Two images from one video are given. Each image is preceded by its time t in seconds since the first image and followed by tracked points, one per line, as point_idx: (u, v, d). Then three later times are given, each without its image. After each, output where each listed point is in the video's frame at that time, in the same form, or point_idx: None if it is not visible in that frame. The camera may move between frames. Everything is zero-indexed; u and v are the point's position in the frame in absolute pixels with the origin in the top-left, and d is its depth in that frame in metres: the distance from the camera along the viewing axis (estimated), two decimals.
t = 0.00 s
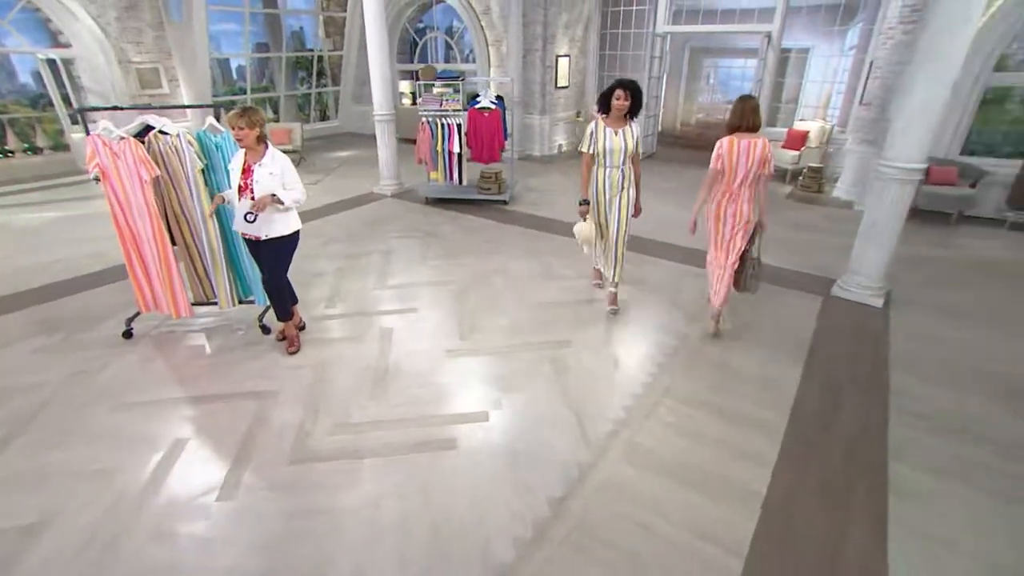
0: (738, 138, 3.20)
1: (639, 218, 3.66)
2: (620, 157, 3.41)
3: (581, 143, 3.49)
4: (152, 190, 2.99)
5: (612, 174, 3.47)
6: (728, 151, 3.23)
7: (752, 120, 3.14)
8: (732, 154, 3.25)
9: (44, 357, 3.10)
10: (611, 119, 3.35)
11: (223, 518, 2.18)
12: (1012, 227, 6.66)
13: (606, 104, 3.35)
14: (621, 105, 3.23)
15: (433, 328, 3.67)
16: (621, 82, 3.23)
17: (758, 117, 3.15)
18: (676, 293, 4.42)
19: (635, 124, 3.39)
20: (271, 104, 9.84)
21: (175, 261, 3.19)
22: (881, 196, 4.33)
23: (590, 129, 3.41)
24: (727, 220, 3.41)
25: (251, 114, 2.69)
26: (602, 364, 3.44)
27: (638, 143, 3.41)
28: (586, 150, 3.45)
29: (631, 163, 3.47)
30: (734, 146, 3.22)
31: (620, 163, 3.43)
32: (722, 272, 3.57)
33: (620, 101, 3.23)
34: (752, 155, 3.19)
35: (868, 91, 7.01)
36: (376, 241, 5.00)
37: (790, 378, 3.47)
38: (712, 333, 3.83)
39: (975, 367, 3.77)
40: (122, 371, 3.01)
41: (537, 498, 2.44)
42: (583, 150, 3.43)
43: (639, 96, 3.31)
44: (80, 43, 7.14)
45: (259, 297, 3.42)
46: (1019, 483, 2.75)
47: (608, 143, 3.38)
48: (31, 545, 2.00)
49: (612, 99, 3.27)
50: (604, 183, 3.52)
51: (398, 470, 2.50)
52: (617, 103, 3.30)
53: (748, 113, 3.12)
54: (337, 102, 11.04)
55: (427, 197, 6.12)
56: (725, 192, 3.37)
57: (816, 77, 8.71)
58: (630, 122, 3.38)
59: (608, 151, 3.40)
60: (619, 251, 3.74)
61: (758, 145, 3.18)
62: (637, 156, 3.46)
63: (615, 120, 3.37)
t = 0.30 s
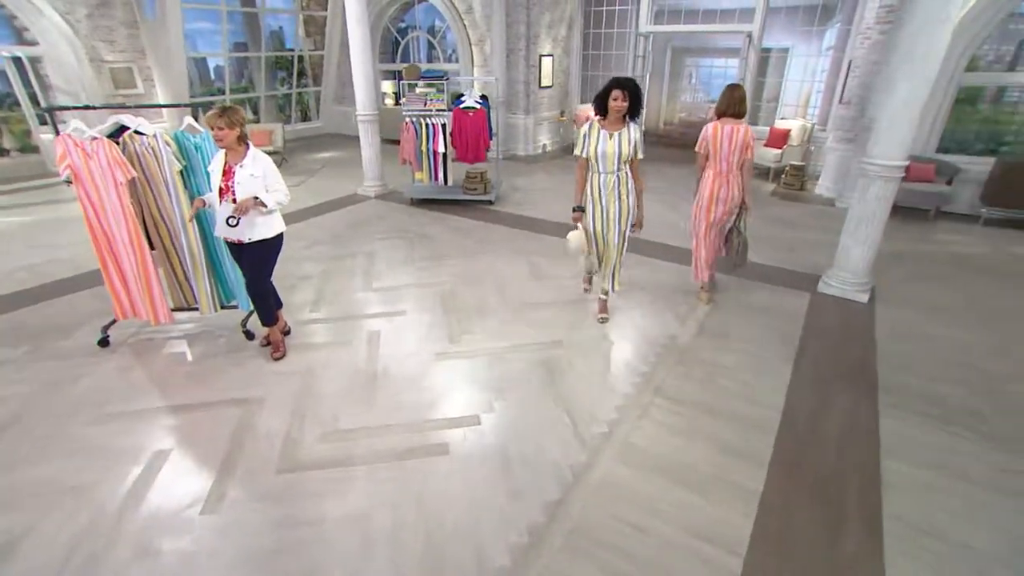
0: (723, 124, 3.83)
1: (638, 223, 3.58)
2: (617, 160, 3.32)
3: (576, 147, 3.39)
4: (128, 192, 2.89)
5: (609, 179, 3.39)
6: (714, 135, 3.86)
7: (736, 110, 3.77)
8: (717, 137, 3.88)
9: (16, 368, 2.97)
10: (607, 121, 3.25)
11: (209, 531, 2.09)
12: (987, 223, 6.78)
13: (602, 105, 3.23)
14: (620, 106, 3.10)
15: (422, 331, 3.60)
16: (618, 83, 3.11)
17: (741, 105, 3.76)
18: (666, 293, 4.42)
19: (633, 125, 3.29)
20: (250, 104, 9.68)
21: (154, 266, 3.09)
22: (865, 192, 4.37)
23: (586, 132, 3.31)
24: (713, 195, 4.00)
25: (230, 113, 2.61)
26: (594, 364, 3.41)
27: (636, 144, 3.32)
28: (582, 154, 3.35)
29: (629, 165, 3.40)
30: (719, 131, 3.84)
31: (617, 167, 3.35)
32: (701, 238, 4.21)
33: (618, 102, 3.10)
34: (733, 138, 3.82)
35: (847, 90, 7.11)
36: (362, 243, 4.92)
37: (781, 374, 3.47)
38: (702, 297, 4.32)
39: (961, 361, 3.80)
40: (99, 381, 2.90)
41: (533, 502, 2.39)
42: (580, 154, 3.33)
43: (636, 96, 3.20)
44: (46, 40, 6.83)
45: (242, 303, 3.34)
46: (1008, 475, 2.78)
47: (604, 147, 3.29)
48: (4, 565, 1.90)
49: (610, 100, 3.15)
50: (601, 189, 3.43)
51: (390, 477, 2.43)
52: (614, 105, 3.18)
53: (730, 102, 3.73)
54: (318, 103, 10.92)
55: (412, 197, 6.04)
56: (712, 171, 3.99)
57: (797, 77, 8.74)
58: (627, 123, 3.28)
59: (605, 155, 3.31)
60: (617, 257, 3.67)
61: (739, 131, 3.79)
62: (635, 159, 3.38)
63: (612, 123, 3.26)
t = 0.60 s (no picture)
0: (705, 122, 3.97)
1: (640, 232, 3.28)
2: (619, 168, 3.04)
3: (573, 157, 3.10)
4: (101, 195, 2.78)
5: (609, 189, 3.10)
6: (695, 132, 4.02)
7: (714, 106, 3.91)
8: (699, 135, 4.02)
9: None
10: (604, 127, 2.98)
11: (191, 546, 2.01)
12: (963, 219, 6.89)
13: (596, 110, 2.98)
14: (614, 111, 2.85)
15: (409, 334, 3.54)
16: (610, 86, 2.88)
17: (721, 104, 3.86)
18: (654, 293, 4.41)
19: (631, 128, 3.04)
20: (229, 105, 9.51)
21: (130, 272, 2.98)
22: (849, 189, 4.41)
23: (582, 141, 3.04)
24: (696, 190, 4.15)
25: (209, 112, 2.52)
26: (584, 364, 3.38)
27: (637, 150, 3.05)
28: (578, 165, 3.08)
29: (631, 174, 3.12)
30: (701, 128, 3.99)
31: (619, 175, 3.06)
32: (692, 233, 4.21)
33: (610, 107, 2.86)
34: (712, 135, 3.95)
35: (827, 89, 7.19)
36: (346, 244, 4.84)
37: (770, 372, 3.48)
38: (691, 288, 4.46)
39: (945, 355, 3.85)
40: (74, 391, 2.80)
41: (526, 506, 2.35)
42: (576, 163, 3.05)
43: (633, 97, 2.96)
44: (12, 37, 6.59)
45: (223, 307, 3.25)
46: (996, 468, 2.80)
47: (604, 156, 3.01)
48: None
49: (602, 106, 2.91)
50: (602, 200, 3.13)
51: (379, 485, 2.36)
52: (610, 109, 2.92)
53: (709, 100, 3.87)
54: (299, 103, 10.78)
55: (396, 199, 5.97)
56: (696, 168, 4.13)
57: (778, 75, 8.84)
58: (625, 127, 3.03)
59: (605, 163, 3.03)
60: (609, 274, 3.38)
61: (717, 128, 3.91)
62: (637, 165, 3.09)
63: (609, 129, 3.00)
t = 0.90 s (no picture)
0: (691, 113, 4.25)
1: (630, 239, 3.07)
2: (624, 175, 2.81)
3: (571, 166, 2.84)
4: (72, 197, 2.68)
5: (615, 199, 2.87)
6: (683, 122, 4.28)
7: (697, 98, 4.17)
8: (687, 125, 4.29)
9: None
10: (603, 132, 2.76)
11: (173, 562, 1.93)
12: (940, 216, 7.00)
13: (594, 113, 2.75)
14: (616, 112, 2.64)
15: (397, 336, 3.47)
16: (608, 85, 2.66)
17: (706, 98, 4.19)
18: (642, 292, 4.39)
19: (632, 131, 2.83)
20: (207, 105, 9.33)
21: (104, 277, 2.88)
22: (834, 187, 4.44)
23: (582, 148, 2.79)
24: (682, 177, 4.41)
25: (185, 110, 2.43)
26: (576, 365, 3.34)
27: (641, 154, 2.84)
28: (577, 174, 2.82)
29: (635, 181, 2.90)
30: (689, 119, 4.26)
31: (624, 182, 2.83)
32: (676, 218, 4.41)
33: (611, 108, 2.64)
34: (700, 125, 4.24)
35: (809, 87, 7.27)
36: (330, 246, 4.75)
37: (760, 370, 3.48)
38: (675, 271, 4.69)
39: (929, 350, 3.89)
40: (47, 402, 2.69)
41: (521, 511, 2.30)
42: (574, 172, 2.80)
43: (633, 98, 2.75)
44: None
45: (205, 312, 3.16)
46: (985, 462, 2.82)
47: (610, 163, 2.77)
48: None
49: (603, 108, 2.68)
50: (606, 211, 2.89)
51: (369, 494, 2.29)
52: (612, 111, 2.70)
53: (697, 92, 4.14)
54: (279, 104, 10.62)
55: (380, 200, 5.89)
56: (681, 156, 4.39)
57: (761, 74, 8.90)
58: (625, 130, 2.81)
59: (609, 171, 2.79)
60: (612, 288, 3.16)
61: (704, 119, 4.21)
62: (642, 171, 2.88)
63: (609, 134, 2.77)
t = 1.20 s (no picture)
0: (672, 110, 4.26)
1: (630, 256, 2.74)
2: (623, 186, 2.48)
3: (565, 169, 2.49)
4: (40, 199, 2.56)
5: (611, 211, 2.55)
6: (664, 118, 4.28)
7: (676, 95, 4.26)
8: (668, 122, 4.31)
9: None
10: (605, 135, 2.43)
11: None
12: (918, 212, 7.11)
13: (596, 113, 2.43)
14: (621, 114, 2.32)
15: (383, 340, 3.39)
16: (616, 84, 2.34)
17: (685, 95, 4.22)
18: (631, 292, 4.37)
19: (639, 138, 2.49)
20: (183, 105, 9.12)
21: (77, 284, 2.77)
22: (818, 186, 4.47)
23: (579, 150, 2.45)
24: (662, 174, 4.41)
25: (158, 110, 2.34)
26: (567, 365, 3.30)
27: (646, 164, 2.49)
28: (571, 179, 2.48)
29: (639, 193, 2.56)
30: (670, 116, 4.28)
31: (622, 194, 2.51)
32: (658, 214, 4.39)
33: (614, 110, 2.33)
34: (681, 122, 4.27)
35: (790, 86, 7.33)
36: (314, 248, 4.65)
37: (750, 368, 3.47)
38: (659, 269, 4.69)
39: (914, 345, 3.92)
40: (16, 415, 2.57)
41: (516, 517, 2.25)
42: (568, 177, 2.46)
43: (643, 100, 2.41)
44: None
45: (184, 318, 3.05)
46: (974, 456, 2.84)
47: (606, 170, 2.44)
48: None
49: (605, 108, 2.37)
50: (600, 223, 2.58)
51: (359, 503, 2.22)
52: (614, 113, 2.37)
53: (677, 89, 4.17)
54: (259, 104, 10.43)
55: (364, 201, 5.80)
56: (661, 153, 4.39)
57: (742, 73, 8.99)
58: (630, 137, 2.48)
59: (606, 179, 2.46)
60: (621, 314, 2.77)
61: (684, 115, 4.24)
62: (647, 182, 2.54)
63: (610, 138, 2.44)
